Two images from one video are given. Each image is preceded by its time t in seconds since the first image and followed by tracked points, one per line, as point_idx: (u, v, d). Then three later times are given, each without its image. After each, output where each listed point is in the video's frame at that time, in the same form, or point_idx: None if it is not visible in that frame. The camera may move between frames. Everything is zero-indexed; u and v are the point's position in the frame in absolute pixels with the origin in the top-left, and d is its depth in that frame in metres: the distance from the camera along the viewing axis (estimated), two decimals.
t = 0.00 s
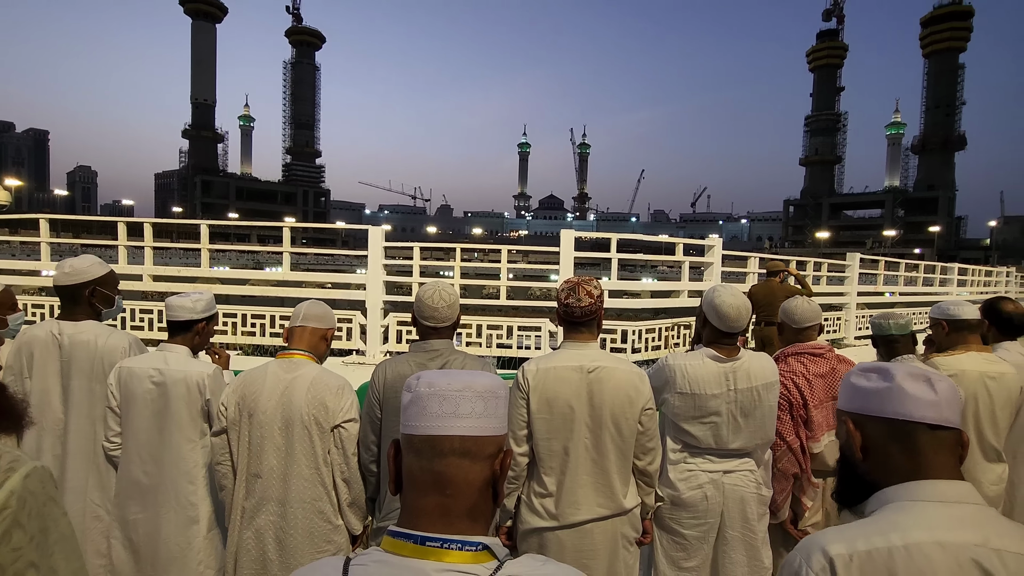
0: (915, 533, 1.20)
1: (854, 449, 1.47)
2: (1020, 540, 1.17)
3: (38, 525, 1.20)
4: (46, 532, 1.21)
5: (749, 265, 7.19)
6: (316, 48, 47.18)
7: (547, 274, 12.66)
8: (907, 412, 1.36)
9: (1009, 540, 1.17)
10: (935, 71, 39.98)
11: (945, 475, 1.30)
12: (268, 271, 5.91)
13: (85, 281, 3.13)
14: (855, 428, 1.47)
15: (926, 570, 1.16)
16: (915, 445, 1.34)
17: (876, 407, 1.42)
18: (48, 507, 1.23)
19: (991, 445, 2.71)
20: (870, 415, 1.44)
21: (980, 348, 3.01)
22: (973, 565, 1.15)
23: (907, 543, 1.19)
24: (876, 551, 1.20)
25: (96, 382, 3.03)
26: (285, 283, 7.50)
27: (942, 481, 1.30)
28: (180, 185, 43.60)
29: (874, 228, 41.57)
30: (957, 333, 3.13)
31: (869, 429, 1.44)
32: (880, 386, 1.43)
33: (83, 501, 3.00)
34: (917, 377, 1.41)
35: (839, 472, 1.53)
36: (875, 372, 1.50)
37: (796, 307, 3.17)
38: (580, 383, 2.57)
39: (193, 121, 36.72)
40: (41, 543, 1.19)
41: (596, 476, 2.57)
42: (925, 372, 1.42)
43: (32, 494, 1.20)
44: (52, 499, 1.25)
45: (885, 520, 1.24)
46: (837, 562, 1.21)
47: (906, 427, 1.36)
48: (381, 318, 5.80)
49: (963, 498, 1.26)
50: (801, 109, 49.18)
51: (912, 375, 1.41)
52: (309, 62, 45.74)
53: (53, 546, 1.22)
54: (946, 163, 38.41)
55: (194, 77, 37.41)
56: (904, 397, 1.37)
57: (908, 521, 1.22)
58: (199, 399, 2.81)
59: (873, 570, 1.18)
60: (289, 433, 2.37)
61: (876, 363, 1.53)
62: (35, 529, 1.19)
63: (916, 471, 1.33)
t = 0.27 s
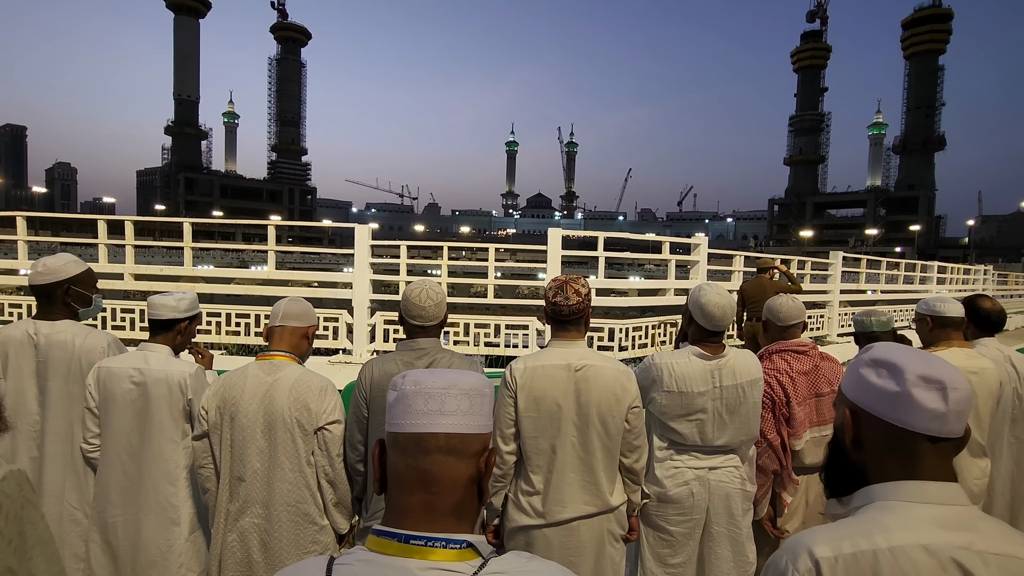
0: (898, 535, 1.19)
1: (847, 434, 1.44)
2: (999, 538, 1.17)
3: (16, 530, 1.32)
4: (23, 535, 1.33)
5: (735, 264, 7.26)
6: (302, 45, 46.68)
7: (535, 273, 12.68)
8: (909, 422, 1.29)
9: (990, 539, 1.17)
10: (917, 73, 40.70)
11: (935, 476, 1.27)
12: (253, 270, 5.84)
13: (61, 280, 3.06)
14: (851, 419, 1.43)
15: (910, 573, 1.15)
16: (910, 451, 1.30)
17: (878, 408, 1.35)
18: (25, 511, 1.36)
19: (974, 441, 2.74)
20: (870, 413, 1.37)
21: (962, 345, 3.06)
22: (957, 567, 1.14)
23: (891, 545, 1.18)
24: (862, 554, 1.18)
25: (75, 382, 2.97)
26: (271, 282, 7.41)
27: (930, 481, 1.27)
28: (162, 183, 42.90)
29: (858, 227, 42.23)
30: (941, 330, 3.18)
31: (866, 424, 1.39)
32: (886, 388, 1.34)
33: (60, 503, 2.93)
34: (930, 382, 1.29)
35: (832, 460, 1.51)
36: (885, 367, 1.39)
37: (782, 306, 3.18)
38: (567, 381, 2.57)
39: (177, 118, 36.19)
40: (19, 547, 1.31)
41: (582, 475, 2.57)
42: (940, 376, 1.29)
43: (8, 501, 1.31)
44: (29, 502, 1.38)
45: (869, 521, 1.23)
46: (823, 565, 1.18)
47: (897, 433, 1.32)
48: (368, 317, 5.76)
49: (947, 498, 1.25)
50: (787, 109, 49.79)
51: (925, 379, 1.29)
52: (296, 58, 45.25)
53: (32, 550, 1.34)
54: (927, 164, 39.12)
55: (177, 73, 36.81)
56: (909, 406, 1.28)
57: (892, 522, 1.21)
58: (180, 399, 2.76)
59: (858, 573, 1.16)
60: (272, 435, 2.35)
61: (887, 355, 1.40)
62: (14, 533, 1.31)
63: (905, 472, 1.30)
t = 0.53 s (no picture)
0: (889, 535, 1.17)
1: (841, 427, 1.41)
2: (981, 534, 1.18)
3: None
4: None
5: (722, 263, 7.32)
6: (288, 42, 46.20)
7: (523, 271, 12.70)
8: (908, 431, 1.26)
9: (974, 536, 1.18)
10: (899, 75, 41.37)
11: (921, 476, 1.27)
12: (238, 269, 5.77)
13: (37, 279, 3.01)
14: (847, 415, 1.39)
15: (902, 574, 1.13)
16: (903, 455, 1.28)
17: (878, 413, 1.31)
18: None
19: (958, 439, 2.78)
20: (867, 414, 1.34)
21: (947, 341, 3.11)
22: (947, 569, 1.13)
23: (884, 547, 1.15)
24: (856, 556, 1.15)
25: (55, 382, 2.92)
26: (256, 281, 7.34)
27: (920, 482, 1.26)
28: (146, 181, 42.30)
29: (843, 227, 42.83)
30: (925, 327, 3.22)
31: (862, 421, 1.36)
32: (890, 394, 1.29)
33: (39, 507, 2.88)
34: (937, 392, 1.24)
35: (822, 453, 1.48)
36: (892, 368, 1.32)
37: (766, 305, 3.16)
38: (555, 380, 2.58)
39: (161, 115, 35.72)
40: None
41: (570, 473, 2.58)
42: (948, 387, 1.24)
43: None
44: None
45: (860, 521, 1.21)
46: (818, 570, 1.13)
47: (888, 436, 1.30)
48: (355, 316, 5.73)
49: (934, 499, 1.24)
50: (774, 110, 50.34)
51: (933, 390, 1.24)
52: (282, 55, 44.79)
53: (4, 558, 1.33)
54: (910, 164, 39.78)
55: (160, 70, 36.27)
56: (911, 416, 1.25)
57: (883, 523, 1.19)
58: (163, 400, 2.72)
59: None
60: (256, 436, 2.32)
61: (895, 357, 1.32)
62: None
63: (895, 473, 1.29)
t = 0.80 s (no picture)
0: (876, 536, 1.17)
1: (834, 429, 1.41)
2: (967, 533, 1.19)
3: None
4: None
5: (709, 262, 7.38)
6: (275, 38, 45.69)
7: (512, 270, 12.70)
8: (904, 438, 1.25)
9: (960, 535, 1.19)
10: (884, 77, 41.95)
11: (911, 476, 1.27)
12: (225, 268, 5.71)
13: (16, 278, 2.96)
14: (841, 417, 1.39)
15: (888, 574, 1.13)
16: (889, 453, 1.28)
17: (872, 417, 1.30)
18: None
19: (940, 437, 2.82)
20: (862, 417, 1.33)
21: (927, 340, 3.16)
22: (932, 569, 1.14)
23: (871, 547, 1.16)
24: (843, 557, 1.15)
25: (35, 383, 2.86)
26: (243, 280, 7.27)
27: (909, 482, 1.26)
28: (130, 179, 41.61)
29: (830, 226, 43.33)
30: (906, 326, 3.28)
31: (855, 425, 1.35)
32: (887, 399, 1.28)
33: (19, 510, 2.83)
34: (934, 399, 1.23)
35: (812, 452, 1.48)
36: (889, 373, 1.30)
37: (753, 304, 3.19)
38: (542, 378, 2.58)
39: (146, 112, 35.24)
40: None
41: (558, 471, 2.58)
42: (946, 394, 1.23)
43: None
44: None
45: (848, 520, 1.21)
46: (805, 569, 1.14)
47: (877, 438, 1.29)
48: (343, 316, 5.70)
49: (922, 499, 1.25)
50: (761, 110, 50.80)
51: (930, 396, 1.23)
52: (269, 52, 44.29)
53: None
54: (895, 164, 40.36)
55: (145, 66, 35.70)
56: (907, 422, 1.24)
57: (871, 523, 1.19)
58: (147, 401, 2.68)
59: None
60: (242, 437, 2.30)
61: (894, 361, 1.31)
62: None
63: (886, 472, 1.29)
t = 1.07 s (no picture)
0: (864, 538, 1.17)
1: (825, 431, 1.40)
2: (956, 535, 1.19)
3: None
4: None
5: (698, 262, 7.43)
6: (262, 35, 45.22)
7: (503, 270, 12.72)
8: (896, 443, 1.24)
9: (948, 537, 1.19)
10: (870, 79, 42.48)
11: (903, 477, 1.26)
12: (212, 268, 5.65)
13: None
14: (833, 417, 1.37)
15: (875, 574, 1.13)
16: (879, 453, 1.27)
17: (866, 422, 1.28)
18: None
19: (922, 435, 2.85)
20: (855, 421, 1.31)
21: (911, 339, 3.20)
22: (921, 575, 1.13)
23: (859, 549, 1.15)
24: (830, 558, 1.14)
25: (18, 383, 2.82)
26: (231, 280, 7.21)
27: (899, 483, 1.25)
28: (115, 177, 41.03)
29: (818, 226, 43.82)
30: (890, 325, 3.33)
31: (847, 425, 1.34)
32: (881, 404, 1.26)
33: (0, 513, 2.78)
34: (929, 404, 1.21)
35: (803, 450, 1.48)
36: (884, 376, 1.28)
37: (741, 303, 3.21)
38: (532, 377, 2.58)
39: (131, 109, 34.83)
40: None
41: (547, 469, 2.59)
42: (942, 399, 1.21)
43: None
44: None
45: (836, 521, 1.20)
46: (792, 570, 1.13)
47: (872, 441, 1.27)
48: (333, 315, 5.67)
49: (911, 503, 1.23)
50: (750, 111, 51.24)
51: (924, 401, 1.21)
52: (257, 49, 43.84)
53: None
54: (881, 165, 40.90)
55: (129, 63, 35.18)
56: (900, 427, 1.22)
57: (859, 525, 1.18)
58: (134, 401, 2.65)
59: None
60: (229, 438, 2.27)
61: (889, 364, 1.28)
62: None
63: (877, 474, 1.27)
